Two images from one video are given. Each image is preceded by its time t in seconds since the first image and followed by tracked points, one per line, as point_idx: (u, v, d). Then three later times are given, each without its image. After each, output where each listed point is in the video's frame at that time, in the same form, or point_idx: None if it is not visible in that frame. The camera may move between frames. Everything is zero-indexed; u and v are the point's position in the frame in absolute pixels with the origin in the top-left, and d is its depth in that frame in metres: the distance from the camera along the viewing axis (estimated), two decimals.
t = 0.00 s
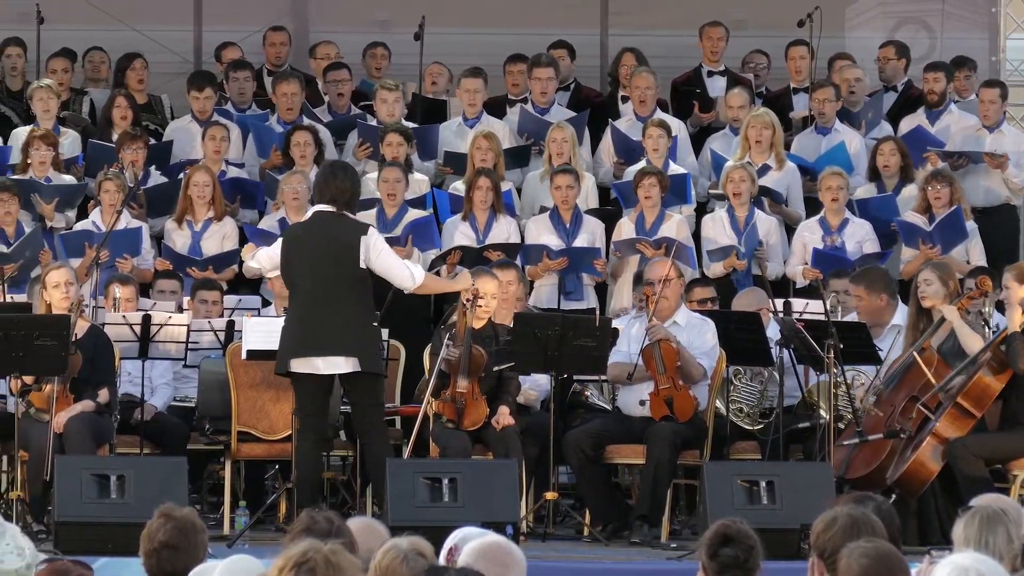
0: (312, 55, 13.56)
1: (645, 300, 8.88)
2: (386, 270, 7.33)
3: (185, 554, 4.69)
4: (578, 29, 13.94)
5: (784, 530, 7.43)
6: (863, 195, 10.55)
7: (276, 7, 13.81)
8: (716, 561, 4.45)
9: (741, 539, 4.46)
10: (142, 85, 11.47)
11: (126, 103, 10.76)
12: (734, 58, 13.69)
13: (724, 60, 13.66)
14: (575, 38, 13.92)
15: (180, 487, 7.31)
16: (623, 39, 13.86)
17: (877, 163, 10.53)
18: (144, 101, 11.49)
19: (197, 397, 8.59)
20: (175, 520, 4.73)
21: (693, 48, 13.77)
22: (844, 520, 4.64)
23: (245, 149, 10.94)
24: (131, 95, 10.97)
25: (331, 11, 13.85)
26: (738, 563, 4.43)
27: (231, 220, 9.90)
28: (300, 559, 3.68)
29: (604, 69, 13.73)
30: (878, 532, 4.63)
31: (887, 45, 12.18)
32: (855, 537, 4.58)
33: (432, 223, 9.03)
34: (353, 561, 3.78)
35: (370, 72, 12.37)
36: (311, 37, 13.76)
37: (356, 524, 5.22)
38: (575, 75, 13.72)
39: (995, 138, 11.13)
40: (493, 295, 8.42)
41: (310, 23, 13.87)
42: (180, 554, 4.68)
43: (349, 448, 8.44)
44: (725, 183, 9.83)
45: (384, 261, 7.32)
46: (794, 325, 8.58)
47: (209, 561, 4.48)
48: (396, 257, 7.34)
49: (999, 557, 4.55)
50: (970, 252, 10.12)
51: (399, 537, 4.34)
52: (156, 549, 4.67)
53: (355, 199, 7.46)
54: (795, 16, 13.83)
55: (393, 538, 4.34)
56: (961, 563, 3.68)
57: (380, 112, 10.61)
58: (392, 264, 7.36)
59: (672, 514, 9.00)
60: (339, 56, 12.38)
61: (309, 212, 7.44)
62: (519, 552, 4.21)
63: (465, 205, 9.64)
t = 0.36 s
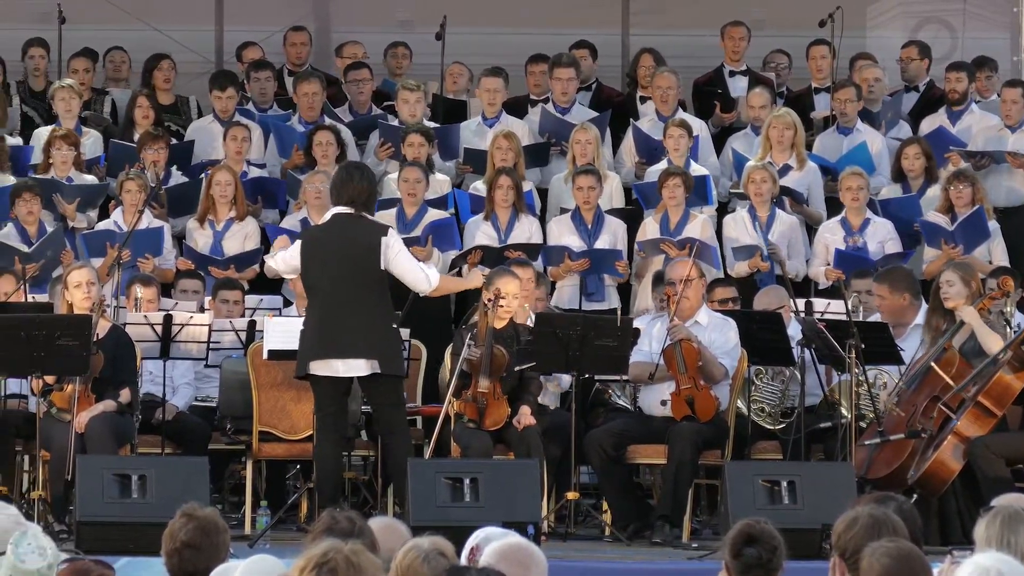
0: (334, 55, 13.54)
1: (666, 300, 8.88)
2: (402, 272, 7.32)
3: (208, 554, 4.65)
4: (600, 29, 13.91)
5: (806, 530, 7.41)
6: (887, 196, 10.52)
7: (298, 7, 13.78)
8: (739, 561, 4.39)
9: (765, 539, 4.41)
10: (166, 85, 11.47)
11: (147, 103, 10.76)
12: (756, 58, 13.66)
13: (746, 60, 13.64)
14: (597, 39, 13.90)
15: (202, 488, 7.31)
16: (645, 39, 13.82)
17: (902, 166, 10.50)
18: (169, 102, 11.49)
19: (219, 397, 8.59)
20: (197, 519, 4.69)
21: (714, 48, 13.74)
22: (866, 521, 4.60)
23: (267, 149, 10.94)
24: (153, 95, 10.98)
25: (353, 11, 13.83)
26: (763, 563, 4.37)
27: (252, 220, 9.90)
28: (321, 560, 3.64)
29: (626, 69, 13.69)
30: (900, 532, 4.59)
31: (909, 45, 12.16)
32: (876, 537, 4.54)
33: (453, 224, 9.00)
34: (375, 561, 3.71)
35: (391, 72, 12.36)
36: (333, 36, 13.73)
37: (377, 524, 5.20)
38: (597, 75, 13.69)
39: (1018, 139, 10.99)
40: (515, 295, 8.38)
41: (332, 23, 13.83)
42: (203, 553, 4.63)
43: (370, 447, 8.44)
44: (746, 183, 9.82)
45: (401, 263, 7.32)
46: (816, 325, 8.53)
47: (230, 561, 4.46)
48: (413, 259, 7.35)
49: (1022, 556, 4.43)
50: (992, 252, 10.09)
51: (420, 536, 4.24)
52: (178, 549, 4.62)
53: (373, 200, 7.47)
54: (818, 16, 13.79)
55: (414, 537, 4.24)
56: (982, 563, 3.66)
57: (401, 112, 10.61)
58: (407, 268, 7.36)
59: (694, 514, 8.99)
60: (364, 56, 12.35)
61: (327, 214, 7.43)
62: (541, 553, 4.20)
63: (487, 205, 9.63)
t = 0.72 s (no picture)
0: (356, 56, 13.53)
1: (689, 301, 8.86)
2: (439, 271, 7.27)
3: (229, 554, 4.69)
4: (622, 29, 13.88)
5: (827, 531, 7.39)
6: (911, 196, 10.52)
7: (320, 8, 13.78)
8: (761, 560, 4.44)
9: (786, 538, 4.46)
10: (190, 86, 11.50)
11: (170, 104, 10.77)
12: (778, 59, 13.63)
13: (768, 61, 13.61)
14: (620, 39, 13.85)
15: (224, 488, 7.31)
16: (667, 39, 13.78)
17: (926, 167, 10.46)
18: (194, 102, 11.51)
19: (241, 397, 8.59)
20: (219, 519, 4.73)
21: (736, 48, 13.72)
22: (887, 521, 4.57)
23: (289, 149, 10.94)
24: (176, 96, 10.99)
25: (377, 11, 13.80)
26: (784, 563, 4.42)
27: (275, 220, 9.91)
28: (344, 559, 3.75)
29: (647, 69, 13.67)
30: (922, 532, 4.55)
31: (932, 46, 12.13)
32: (898, 537, 4.51)
33: (475, 222, 9.01)
34: (398, 561, 3.84)
35: (413, 72, 12.35)
36: (356, 37, 13.73)
37: (400, 524, 5.21)
38: (619, 75, 13.66)
39: None
40: (536, 296, 8.32)
41: (353, 23, 13.78)
42: (224, 553, 4.67)
43: (393, 448, 8.44)
44: (767, 185, 9.77)
45: (439, 263, 7.28)
46: (838, 325, 8.51)
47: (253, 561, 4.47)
48: (451, 260, 7.30)
49: None
50: (1014, 253, 10.06)
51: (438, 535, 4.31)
52: (200, 549, 4.65)
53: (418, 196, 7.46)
54: (840, 16, 13.76)
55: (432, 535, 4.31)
56: (1004, 564, 3.70)
57: (423, 115, 10.62)
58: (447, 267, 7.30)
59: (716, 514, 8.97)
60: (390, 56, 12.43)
61: (371, 211, 7.43)
62: (559, 554, 4.27)
63: (510, 205, 9.62)
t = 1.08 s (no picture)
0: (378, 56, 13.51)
1: (711, 301, 8.83)
2: (467, 279, 7.28)
3: (251, 554, 4.68)
4: (644, 29, 13.85)
5: (848, 531, 7.38)
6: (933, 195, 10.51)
7: (341, 8, 13.78)
8: (781, 558, 4.40)
9: (807, 537, 4.42)
10: (212, 86, 11.52)
11: (192, 104, 10.77)
12: (799, 59, 13.61)
13: (789, 60, 13.59)
14: (642, 39, 13.84)
15: (246, 488, 7.30)
16: (688, 39, 13.74)
17: (948, 167, 10.47)
18: (215, 103, 11.52)
19: (262, 397, 8.59)
20: (242, 519, 4.72)
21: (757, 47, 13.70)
22: (909, 520, 4.54)
23: (311, 149, 10.94)
24: (198, 96, 10.99)
25: (398, 11, 13.79)
26: (803, 561, 4.37)
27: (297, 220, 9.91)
28: (365, 560, 3.65)
29: (668, 69, 13.64)
30: (945, 532, 4.52)
31: (955, 46, 12.10)
32: (920, 537, 4.47)
33: (496, 223, 9.02)
34: (419, 563, 3.76)
35: (435, 72, 12.35)
36: (378, 38, 13.71)
37: (421, 525, 5.19)
38: (640, 75, 13.63)
39: None
40: (559, 296, 8.35)
41: (376, 22, 13.77)
42: (248, 554, 4.67)
43: (415, 449, 8.44)
44: (790, 184, 9.74)
45: (470, 269, 7.28)
46: (860, 325, 8.45)
47: (274, 561, 4.45)
48: (481, 267, 7.30)
49: None
50: None
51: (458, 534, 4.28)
52: (222, 549, 4.66)
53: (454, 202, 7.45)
54: (862, 16, 13.71)
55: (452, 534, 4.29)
56: None
57: (445, 115, 10.62)
58: (475, 276, 7.29)
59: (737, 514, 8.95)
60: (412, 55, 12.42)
61: (407, 214, 7.42)
62: (581, 556, 4.22)
63: (532, 205, 9.61)
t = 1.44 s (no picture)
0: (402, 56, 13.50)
1: (735, 301, 8.82)
2: (483, 278, 7.27)
3: (277, 555, 4.67)
4: (669, 30, 13.84)
5: (872, 532, 7.35)
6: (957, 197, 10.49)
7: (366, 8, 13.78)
8: (804, 559, 4.39)
9: (829, 536, 4.41)
10: (236, 86, 11.55)
11: (217, 104, 10.77)
12: (825, 59, 13.60)
13: (814, 61, 13.58)
14: (666, 39, 13.83)
15: (272, 488, 7.30)
16: (714, 40, 13.70)
17: (972, 169, 10.46)
18: (237, 103, 11.54)
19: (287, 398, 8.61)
20: (269, 519, 4.71)
21: (782, 48, 13.68)
22: (933, 521, 4.46)
23: (335, 150, 10.95)
24: (223, 97, 11.00)
25: (423, 11, 13.77)
26: (826, 561, 4.37)
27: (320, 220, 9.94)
28: (389, 560, 3.61)
29: (693, 69, 13.62)
30: (970, 533, 4.45)
31: (981, 48, 12.08)
32: (946, 538, 4.40)
33: (520, 225, 9.03)
34: (443, 562, 3.72)
35: (459, 72, 12.36)
36: (403, 38, 13.70)
37: (445, 525, 5.16)
38: (665, 76, 13.61)
39: None
40: (583, 296, 8.36)
41: (401, 23, 13.77)
42: (274, 556, 4.66)
43: (440, 449, 8.45)
44: (814, 184, 9.72)
45: (482, 269, 7.28)
46: (885, 326, 8.44)
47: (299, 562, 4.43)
48: (495, 266, 7.28)
49: None
50: None
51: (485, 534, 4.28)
52: (248, 549, 4.65)
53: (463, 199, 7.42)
54: (887, 16, 13.68)
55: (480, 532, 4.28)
56: None
57: (469, 115, 10.62)
58: (490, 273, 7.29)
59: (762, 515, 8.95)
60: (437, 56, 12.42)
61: (416, 213, 7.41)
62: (605, 556, 4.19)
63: (556, 206, 9.60)
